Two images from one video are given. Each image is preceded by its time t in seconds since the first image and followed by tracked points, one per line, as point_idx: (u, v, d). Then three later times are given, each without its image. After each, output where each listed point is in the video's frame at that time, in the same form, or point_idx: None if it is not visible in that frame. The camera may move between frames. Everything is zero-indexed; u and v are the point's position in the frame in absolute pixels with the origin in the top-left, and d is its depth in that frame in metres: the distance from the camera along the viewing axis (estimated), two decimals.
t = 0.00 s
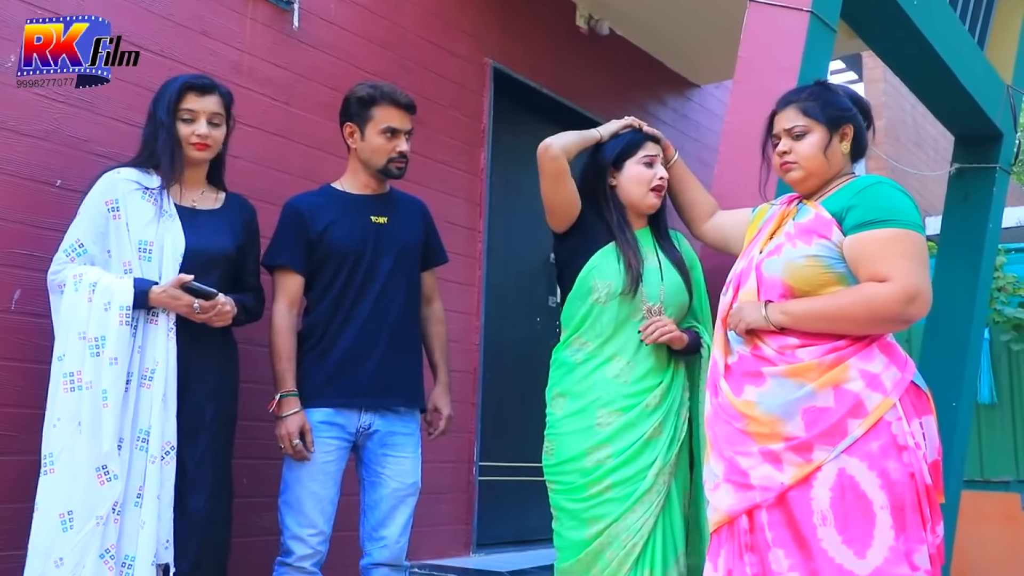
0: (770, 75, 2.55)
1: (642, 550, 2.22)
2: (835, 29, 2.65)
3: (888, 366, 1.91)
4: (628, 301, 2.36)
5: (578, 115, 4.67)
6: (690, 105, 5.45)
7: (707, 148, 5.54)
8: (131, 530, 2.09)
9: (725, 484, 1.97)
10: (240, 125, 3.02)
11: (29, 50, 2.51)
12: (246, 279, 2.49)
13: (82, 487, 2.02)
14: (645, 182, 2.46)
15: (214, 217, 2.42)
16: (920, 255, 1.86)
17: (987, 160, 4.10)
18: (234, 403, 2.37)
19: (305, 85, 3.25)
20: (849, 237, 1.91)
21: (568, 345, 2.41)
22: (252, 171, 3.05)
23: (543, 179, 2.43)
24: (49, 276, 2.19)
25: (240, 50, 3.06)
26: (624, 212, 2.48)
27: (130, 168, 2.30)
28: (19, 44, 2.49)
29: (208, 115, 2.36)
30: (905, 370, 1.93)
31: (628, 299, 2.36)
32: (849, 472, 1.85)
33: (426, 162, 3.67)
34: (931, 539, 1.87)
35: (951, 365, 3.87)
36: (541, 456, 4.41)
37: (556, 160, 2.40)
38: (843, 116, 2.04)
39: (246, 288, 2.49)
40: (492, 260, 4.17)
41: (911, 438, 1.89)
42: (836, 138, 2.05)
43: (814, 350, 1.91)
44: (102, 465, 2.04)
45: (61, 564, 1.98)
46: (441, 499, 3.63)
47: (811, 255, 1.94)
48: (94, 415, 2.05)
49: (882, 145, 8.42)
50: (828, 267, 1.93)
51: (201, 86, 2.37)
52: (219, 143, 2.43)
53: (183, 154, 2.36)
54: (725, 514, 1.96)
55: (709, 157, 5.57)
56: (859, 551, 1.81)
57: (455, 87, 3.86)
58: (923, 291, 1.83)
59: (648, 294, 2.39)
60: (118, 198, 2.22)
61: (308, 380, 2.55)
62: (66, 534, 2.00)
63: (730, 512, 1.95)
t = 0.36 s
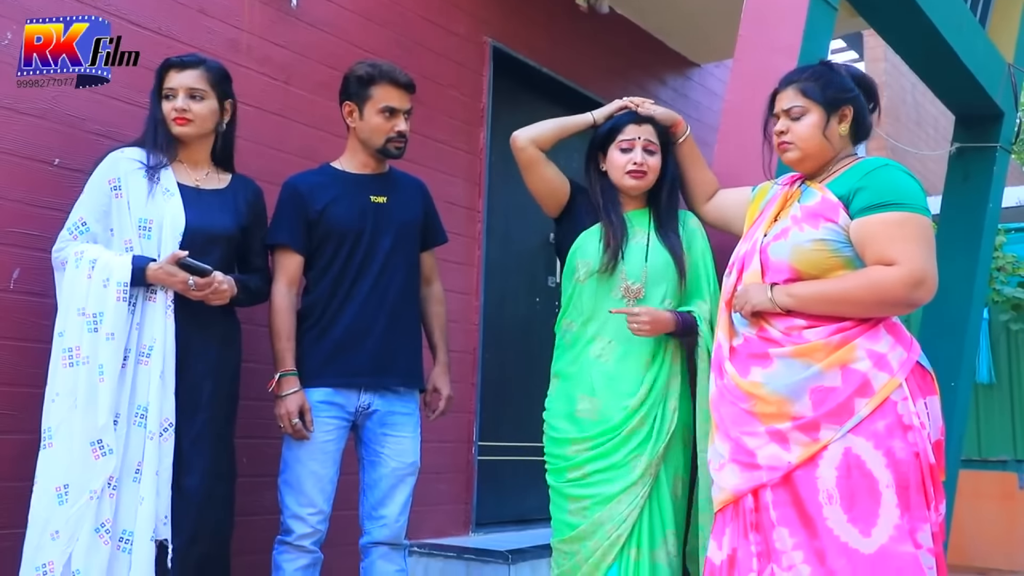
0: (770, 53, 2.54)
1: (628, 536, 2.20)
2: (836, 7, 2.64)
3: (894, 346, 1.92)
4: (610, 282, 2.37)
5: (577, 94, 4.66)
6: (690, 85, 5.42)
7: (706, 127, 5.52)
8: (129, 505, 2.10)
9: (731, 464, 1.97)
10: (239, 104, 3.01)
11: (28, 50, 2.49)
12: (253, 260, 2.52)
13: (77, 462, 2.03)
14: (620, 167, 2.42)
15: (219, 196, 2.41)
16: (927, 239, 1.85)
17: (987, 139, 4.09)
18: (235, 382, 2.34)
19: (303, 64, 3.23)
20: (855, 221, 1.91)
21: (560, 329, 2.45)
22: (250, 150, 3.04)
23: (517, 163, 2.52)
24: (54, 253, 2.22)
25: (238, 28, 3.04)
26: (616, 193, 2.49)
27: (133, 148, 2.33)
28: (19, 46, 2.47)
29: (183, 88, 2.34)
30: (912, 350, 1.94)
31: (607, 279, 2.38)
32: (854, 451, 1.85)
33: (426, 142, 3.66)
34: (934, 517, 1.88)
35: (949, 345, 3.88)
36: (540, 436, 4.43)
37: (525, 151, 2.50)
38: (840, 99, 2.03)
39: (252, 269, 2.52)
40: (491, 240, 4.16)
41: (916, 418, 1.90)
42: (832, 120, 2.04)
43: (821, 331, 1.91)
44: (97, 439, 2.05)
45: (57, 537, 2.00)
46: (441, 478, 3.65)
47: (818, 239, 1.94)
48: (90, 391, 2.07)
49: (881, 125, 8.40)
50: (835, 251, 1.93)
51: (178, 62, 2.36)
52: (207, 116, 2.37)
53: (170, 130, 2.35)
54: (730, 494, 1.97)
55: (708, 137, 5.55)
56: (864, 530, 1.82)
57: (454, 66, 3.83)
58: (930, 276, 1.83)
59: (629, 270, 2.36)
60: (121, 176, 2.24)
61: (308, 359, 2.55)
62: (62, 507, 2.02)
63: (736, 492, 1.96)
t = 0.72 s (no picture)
0: (771, 48, 2.54)
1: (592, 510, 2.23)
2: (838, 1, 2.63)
3: (898, 341, 1.92)
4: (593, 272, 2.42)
5: (577, 88, 4.65)
6: (690, 79, 5.41)
7: (706, 121, 5.51)
8: (116, 499, 2.09)
9: (736, 459, 1.97)
10: (238, 97, 3.00)
11: (28, 50, 2.49)
12: (251, 254, 2.49)
13: (62, 454, 2.03)
14: (630, 157, 2.41)
15: (215, 188, 2.40)
16: (930, 234, 1.85)
17: (987, 133, 4.09)
18: (226, 376, 2.34)
19: (302, 57, 3.22)
20: (856, 216, 1.91)
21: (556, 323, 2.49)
22: (250, 144, 3.04)
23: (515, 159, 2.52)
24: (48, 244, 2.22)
25: (236, 22, 3.03)
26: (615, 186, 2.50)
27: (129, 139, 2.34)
28: (19, 46, 2.47)
29: (167, 76, 2.33)
30: (916, 345, 1.94)
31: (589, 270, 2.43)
32: (859, 446, 1.86)
33: (426, 135, 3.66)
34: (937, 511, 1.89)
35: (949, 339, 3.88)
36: (540, 430, 4.44)
37: (524, 152, 2.50)
38: (824, 96, 2.02)
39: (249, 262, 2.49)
40: (490, 234, 4.16)
41: (921, 413, 1.90)
42: (815, 118, 2.04)
43: (826, 327, 1.91)
44: (83, 432, 2.05)
45: (43, 529, 2.01)
46: (441, 472, 3.65)
47: (821, 236, 1.94)
48: (78, 383, 2.07)
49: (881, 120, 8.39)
50: (838, 247, 1.93)
51: (166, 54, 2.37)
52: (192, 105, 2.36)
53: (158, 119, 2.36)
54: (736, 489, 1.97)
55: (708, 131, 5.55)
56: (868, 524, 1.83)
57: (453, 60, 3.83)
58: (932, 271, 1.83)
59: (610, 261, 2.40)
60: (114, 167, 2.24)
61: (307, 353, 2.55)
62: (48, 499, 2.02)
63: (741, 487, 1.96)
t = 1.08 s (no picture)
0: (770, 44, 2.54)
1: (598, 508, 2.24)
2: None
3: (897, 338, 1.93)
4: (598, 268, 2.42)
5: (576, 84, 4.65)
6: (689, 75, 5.42)
7: (705, 117, 5.51)
8: (103, 497, 2.10)
9: (736, 454, 1.98)
10: (237, 91, 3.01)
11: (29, 50, 2.49)
12: (233, 247, 2.49)
13: (47, 451, 2.03)
14: (636, 150, 2.44)
15: (198, 178, 2.40)
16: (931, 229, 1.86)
17: (985, 129, 4.09)
18: (214, 370, 2.35)
19: (300, 51, 3.22)
20: (856, 211, 1.91)
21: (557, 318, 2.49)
22: (249, 138, 3.04)
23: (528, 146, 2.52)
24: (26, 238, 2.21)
25: (235, 16, 3.03)
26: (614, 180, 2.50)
27: (110, 130, 2.33)
28: (19, 44, 2.47)
29: (152, 65, 2.34)
30: (915, 342, 1.95)
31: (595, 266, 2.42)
32: (857, 442, 1.86)
33: (425, 131, 3.66)
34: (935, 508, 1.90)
35: (947, 335, 3.89)
36: (538, 426, 4.45)
37: (540, 133, 2.51)
38: (833, 94, 2.02)
39: (234, 255, 2.49)
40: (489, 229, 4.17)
41: (919, 409, 1.91)
42: (824, 115, 2.04)
43: (825, 322, 1.92)
44: (68, 431, 2.05)
45: (28, 530, 2.00)
46: (438, 467, 3.65)
47: (820, 230, 1.95)
48: (62, 377, 2.07)
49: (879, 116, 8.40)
50: (837, 242, 1.94)
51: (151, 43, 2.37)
52: (178, 94, 2.36)
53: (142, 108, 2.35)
54: (734, 484, 1.97)
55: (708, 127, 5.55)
56: (866, 519, 1.83)
57: (452, 55, 3.83)
58: (932, 266, 1.84)
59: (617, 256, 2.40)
60: (95, 158, 2.23)
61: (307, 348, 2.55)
62: (33, 499, 2.01)
63: (740, 482, 1.96)
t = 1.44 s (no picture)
0: (770, 42, 2.53)
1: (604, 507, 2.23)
2: None
3: (896, 338, 1.93)
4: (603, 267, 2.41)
5: (575, 83, 4.65)
6: (688, 74, 5.41)
7: (705, 116, 5.51)
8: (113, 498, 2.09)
9: (736, 454, 1.97)
10: (237, 89, 3.01)
11: (29, 50, 2.49)
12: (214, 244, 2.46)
13: (58, 455, 2.02)
14: (637, 149, 2.44)
15: (183, 175, 2.41)
16: (931, 230, 1.86)
17: (984, 128, 4.10)
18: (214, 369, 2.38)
19: (300, 49, 3.22)
20: (857, 211, 1.91)
21: (558, 317, 2.47)
22: (249, 136, 3.04)
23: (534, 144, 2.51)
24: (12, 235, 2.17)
25: (235, 14, 3.02)
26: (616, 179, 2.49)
27: (94, 122, 2.28)
28: (19, 44, 2.48)
29: (160, 61, 2.32)
30: (914, 342, 1.95)
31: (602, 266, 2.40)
32: (858, 441, 1.86)
33: (425, 129, 3.66)
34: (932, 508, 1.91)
35: (945, 335, 3.89)
36: (537, 424, 4.45)
37: (545, 129, 2.50)
38: (834, 93, 2.02)
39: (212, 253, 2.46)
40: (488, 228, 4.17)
41: (918, 409, 1.91)
42: (826, 114, 2.04)
43: (826, 322, 1.92)
44: (81, 433, 2.04)
45: (38, 536, 1.99)
46: (436, 465, 3.66)
47: (822, 230, 1.95)
48: (73, 378, 2.05)
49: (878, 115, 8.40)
50: (838, 242, 1.94)
51: (153, 35, 2.34)
52: (179, 92, 2.36)
53: (137, 101, 2.32)
54: (734, 483, 1.97)
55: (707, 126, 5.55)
56: (866, 518, 1.83)
57: (451, 53, 3.82)
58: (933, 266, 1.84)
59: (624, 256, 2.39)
60: (85, 153, 2.20)
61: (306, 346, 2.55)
62: (44, 505, 2.00)
63: (740, 481, 1.96)
